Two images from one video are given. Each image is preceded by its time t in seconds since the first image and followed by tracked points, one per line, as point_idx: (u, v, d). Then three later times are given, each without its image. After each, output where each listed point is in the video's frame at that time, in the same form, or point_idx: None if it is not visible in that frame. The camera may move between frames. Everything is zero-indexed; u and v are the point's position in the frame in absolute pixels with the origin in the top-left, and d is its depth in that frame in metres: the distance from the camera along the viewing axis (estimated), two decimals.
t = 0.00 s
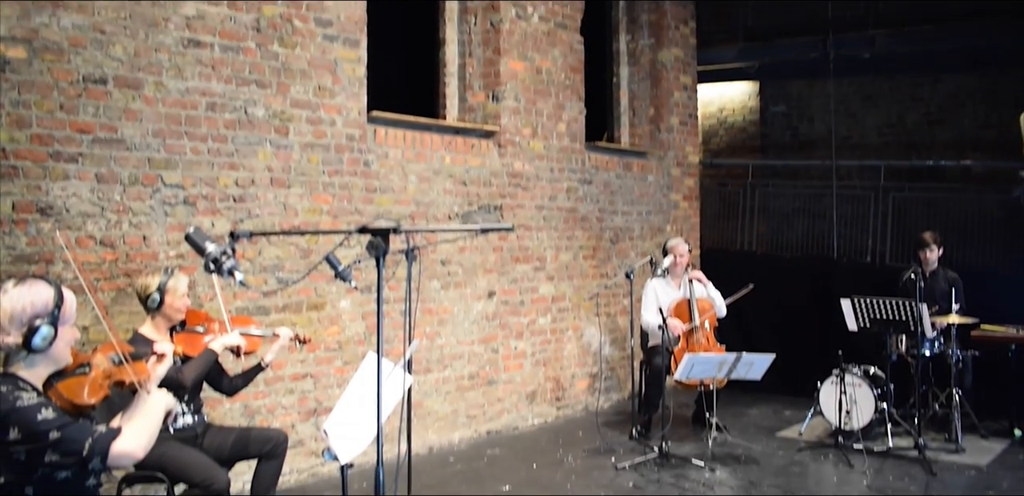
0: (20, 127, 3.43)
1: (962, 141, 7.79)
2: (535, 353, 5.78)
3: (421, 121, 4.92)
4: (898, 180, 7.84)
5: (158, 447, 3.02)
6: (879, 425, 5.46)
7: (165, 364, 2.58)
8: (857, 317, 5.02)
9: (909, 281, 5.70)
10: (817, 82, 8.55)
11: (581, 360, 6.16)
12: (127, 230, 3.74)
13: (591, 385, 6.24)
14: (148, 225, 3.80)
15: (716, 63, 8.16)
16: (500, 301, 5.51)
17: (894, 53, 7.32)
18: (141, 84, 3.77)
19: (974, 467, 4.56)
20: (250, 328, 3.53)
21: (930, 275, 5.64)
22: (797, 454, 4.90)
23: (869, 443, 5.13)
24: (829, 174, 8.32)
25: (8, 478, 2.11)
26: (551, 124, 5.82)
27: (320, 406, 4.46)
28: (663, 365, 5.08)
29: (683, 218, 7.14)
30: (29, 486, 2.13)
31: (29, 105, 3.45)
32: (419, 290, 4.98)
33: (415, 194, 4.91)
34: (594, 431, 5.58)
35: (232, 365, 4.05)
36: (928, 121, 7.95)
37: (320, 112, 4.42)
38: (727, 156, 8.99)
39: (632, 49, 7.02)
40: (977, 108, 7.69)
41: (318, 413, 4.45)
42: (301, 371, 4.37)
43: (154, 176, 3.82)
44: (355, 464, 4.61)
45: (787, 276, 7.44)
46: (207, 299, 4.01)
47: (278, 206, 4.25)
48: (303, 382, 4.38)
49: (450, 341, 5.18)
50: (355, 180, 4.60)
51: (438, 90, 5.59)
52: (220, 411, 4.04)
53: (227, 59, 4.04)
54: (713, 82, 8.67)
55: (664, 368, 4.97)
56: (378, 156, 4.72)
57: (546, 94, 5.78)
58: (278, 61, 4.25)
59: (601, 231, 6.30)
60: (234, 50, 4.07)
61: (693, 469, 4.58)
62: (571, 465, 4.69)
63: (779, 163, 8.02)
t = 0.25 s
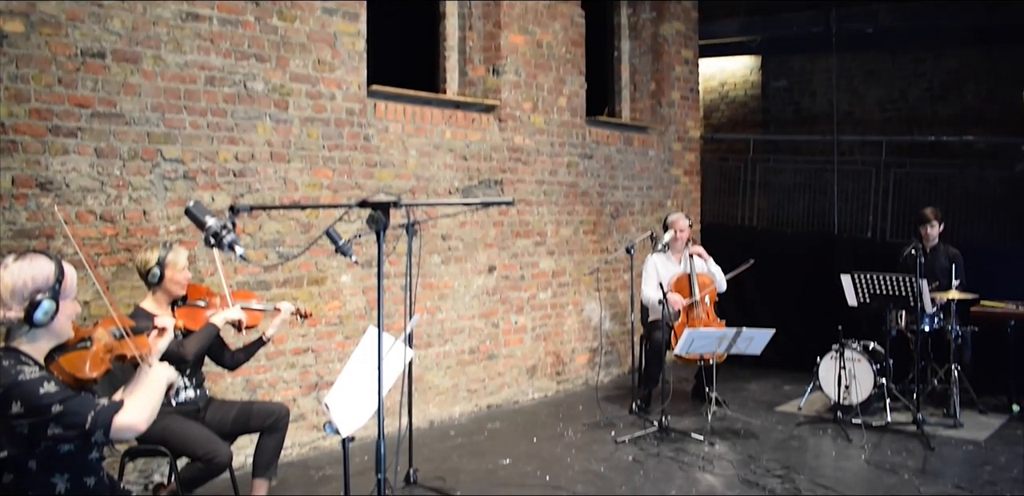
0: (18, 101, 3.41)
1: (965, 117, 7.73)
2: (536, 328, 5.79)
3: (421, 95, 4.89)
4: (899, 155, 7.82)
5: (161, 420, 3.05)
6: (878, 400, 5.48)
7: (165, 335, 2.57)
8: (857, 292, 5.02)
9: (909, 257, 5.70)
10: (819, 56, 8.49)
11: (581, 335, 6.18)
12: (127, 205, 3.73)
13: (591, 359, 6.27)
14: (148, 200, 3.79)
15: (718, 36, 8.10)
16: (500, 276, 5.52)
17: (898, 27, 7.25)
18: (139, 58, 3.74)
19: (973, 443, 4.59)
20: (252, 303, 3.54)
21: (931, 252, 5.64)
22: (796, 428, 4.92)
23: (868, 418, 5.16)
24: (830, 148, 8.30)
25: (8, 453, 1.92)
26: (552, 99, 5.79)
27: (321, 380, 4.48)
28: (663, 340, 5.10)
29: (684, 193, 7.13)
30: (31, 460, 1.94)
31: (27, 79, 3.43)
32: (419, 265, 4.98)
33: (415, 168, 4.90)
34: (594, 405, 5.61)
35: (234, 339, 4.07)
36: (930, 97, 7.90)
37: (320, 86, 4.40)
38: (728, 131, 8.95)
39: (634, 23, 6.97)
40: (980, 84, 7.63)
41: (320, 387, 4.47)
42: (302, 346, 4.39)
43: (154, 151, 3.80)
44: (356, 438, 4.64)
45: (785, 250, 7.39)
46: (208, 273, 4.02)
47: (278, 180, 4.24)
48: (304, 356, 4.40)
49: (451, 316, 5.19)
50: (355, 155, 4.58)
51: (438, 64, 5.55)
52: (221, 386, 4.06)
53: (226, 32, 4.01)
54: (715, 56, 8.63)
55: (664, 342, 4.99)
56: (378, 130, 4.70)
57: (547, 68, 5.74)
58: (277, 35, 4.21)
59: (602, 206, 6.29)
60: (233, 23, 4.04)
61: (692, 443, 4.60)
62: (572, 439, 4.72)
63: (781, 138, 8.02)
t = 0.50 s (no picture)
0: (16, 78, 3.39)
1: (966, 95, 7.68)
2: (536, 305, 5.81)
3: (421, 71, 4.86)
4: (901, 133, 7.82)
5: (162, 397, 3.08)
6: (876, 378, 5.51)
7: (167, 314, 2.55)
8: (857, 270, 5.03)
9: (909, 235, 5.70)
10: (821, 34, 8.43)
11: (581, 312, 6.20)
12: (127, 183, 3.72)
13: (591, 336, 6.29)
14: (148, 177, 3.79)
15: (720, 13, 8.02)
16: (500, 254, 5.52)
17: (902, 5, 7.19)
18: (137, 34, 3.72)
19: (970, 420, 4.62)
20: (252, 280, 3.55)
21: (931, 230, 5.63)
22: (795, 406, 4.95)
23: (866, 395, 5.19)
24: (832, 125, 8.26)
25: (12, 429, 1.90)
26: (553, 76, 5.76)
27: (322, 357, 4.50)
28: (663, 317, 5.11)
29: (685, 171, 7.12)
30: (33, 436, 1.90)
31: (25, 56, 3.41)
32: (419, 243, 4.98)
33: (415, 145, 4.89)
34: (594, 382, 5.63)
35: (234, 316, 4.09)
36: (931, 75, 7.85)
37: (319, 63, 4.38)
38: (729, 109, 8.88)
39: None
40: (982, 63, 7.58)
41: (320, 364, 4.50)
42: (302, 322, 4.40)
43: (153, 128, 3.79)
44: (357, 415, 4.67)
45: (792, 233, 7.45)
46: (208, 251, 4.02)
47: (278, 158, 4.23)
48: (305, 333, 4.42)
49: (451, 293, 5.20)
50: (355, 132, 4.56)
51: (438, 40, 5.50)
52: (223, 363, 4.08)
53: (224, 9, 3.98)
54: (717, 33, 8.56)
55: (664, 320, 5.01)
56: (378, 107, 4.68)
57: (548, 45, 5.71)
58: (276, 11, 4.18)
59: (602, 184, 6.28)
60: None
61: (691, 420, 4.63)
62: (572, 416, 4.75)
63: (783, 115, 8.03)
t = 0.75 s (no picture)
0: (14, 53, 3.36)
1: (968, 72, 7.65)
2: (536, 281, 5.82)
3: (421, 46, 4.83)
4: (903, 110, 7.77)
5: (164, 372, 3.10)
6: (875, 354, 5.53)
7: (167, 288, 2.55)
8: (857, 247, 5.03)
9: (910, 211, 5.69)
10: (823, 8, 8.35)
11: (581, 288, 6.21)
12: (126, 158, 3.71)
13: (591, 312, 6.31)
14: (147, 152, 3.77)
15: None
16: (501, 229, 5.52)
17: None
18: (135, 8, 3.69)
19: (968, 396, 4.64)
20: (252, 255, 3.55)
21: (932, 207, 5.62)
22: (794, 381, 4.97)
23: (865, 371, 5.21)
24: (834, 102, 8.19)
25: (14, 404, 1.90)
26: (553, 51, 5.72)
27: (323, 332, 4.52)
28: (663, 293, 5.12)
29: (686, 146, 7.10)
30: (36, 411, 1.90)
31: (22, 31, 3.38)
32: (419, 218, 4.97)
33: (415, 120, 4.86)
34: (594, 357, 5.65)
35: (235, 291, 4.10)
36: (935, 51, 7.78)
37: (319, 38, 4.35)
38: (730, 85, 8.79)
39: None
40: (986, 40, 7.53)
41: (321, 339, 4.51)
42: (303, 298, 4.41)
43: (152, 103, 3.77)
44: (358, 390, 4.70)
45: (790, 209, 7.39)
46: (209, 227, 4.02)
47: (277, 133, 4.22)
48: (305, 309, 4.43)
49: (451, 268, 5.21)
50: (354, 107, 4.54)
51: (438, 15, 5.43)
52: (224, 338, 4.09)
53: None
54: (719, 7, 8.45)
55: (664, 295, 5.02)
56: (378, 82, 4.65)
57: (548, 19, 5.66)
58: None
59: (603, 160, 6.26)
60: None
61: (691, 395, 4.65)
62: (571, 391, 4.78)
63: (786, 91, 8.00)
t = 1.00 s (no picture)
0: (12, 30, 3.34)
1: (972, 49, 7.53)
2: (537, 258, 5.82)
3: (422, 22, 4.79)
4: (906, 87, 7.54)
5: (166, 349, 3.11)
6: (876, 332, 5.54)
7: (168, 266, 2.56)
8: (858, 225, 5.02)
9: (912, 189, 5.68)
10: None
11: (582, 265, 6.22)
12: (126, 135, 3.70)
13: (592, 289, 6.31)
14: (147, 129, 3.76)
15: None
16: (502, 207, 5.51)
17: None
18: None
19: (968, 374, 4.66)
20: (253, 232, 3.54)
21: (933, 185, 5.60)
22: (794, 359, 4.99)
23: (865, 349, 5.23)
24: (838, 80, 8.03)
25: (17, 379, 1.90)
26: (555, 27, 5.67)
27: (324, 309, 4.53)
28: (663, 271, 5.12)
29: (688, 124, 7.08)
30: (38, 386, 1.91)
31: (20, 7, 3.35)
32: (420, 195, 4.96)
33: (415, 97, 4.84)
34: (595, 335, 5.67)
35: (236, 268, 4.10)
36: (939, 29, 7.67)
37: (318, 14, 4.31)
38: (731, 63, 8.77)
39: None
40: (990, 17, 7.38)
41: (322, 316, 4.53)
42: (304, 275, 4.42)
43: (151, 79, 3.75)
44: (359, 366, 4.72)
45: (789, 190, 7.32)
46: (209, 204, 4.01)
47: (278, 110, 4.19)
48: (306, 286, 4.43)
49: (452, 246, 5.21)
50: (354, 84, 4.51)
51: None
52: (225, 314, 4.10)
53: None
54: None
55: (665, 273, 5.01)
56: (378, 58, 4.62)
57: None
58: None
59: (605, 137, 6.24)
60: None
61: (691, 373, 4.67)
62: (572, 367, 4.80)
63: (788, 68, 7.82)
